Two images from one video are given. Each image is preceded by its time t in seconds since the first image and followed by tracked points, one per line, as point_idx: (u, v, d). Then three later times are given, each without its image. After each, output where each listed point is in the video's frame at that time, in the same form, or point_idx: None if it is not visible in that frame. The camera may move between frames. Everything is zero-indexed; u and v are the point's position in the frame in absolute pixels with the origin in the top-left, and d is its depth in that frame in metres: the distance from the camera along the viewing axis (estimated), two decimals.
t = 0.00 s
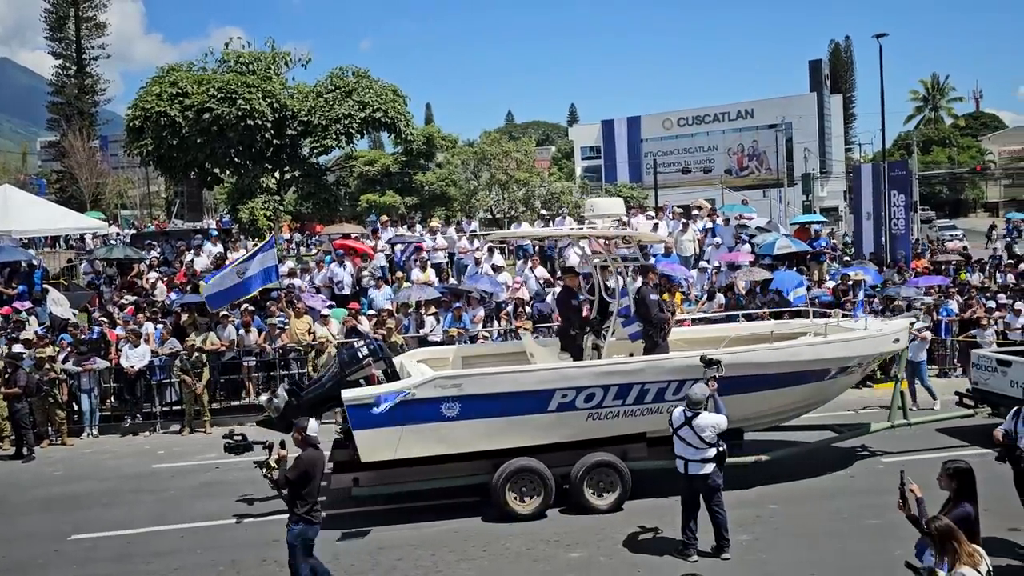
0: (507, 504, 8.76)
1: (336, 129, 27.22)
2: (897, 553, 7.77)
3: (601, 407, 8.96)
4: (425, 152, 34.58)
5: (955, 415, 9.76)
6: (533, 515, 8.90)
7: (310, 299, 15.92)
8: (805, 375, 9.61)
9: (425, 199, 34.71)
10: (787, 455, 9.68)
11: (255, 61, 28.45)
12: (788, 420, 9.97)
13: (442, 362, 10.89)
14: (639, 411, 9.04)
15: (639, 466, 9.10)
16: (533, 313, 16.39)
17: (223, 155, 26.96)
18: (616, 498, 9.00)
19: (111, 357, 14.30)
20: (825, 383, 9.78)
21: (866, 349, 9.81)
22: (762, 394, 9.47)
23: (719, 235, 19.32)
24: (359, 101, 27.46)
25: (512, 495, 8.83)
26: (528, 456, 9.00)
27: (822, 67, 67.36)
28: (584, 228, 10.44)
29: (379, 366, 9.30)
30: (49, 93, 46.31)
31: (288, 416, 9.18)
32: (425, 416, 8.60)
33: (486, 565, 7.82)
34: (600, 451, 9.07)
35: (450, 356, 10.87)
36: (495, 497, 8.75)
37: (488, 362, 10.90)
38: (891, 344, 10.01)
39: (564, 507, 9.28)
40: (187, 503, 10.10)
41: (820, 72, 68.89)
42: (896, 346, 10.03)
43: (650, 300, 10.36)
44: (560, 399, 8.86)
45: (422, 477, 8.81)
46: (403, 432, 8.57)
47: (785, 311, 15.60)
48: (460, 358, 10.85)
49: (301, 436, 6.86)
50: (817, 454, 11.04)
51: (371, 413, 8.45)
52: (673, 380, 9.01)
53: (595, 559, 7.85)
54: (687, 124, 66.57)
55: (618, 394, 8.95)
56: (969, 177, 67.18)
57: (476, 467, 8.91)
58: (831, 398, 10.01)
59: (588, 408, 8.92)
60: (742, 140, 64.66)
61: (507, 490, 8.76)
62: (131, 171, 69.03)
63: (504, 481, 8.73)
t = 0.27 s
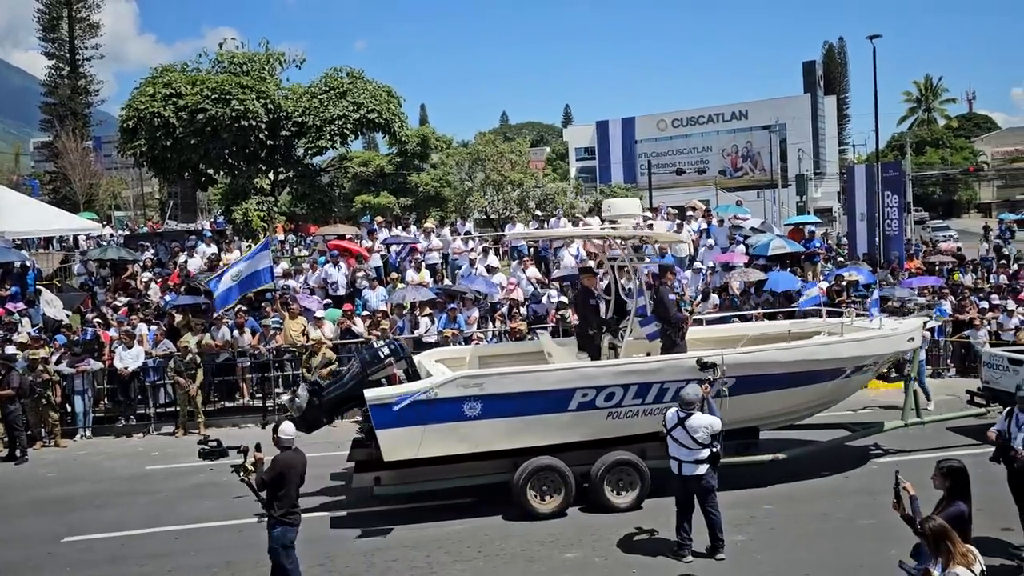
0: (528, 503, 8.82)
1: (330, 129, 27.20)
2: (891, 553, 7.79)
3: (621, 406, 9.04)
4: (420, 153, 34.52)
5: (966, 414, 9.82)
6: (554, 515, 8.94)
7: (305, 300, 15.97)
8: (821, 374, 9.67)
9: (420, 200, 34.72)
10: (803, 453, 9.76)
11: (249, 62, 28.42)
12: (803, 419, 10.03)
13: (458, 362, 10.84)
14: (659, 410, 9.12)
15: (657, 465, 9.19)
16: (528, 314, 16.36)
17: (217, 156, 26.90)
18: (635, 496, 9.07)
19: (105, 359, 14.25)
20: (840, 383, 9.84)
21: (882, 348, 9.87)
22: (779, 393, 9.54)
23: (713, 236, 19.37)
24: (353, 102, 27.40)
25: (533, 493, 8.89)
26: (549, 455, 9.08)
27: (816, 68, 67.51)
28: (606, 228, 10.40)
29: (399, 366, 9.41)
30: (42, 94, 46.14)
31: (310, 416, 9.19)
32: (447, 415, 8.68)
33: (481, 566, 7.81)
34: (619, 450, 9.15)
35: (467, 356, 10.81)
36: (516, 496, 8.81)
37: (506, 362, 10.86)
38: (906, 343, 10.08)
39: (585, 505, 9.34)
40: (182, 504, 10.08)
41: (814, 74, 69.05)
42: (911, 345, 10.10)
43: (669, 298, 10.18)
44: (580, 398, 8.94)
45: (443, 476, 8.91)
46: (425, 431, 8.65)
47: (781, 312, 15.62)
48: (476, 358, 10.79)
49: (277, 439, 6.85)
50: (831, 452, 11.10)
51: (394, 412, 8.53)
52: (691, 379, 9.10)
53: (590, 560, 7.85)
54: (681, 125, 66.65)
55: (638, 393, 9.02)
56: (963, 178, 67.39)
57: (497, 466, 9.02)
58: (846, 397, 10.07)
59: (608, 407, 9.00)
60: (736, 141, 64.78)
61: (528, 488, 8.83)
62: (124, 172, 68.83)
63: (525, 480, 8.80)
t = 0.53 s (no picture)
0: (551, 501, 8.87)
1: (326, 130, 27.19)
2: (887, 552, 7.80)
3: (642, 405, 9.11)
4: (417, 153, 34.48)
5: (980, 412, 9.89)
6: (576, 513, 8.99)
7: (302, 300, 15.96)
8: (840, 372, 9.78)
9: (416, 201, 34.73)
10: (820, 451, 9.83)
11: (245, 63, 28.41)
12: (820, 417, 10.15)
13: (477, 361, 10.87)
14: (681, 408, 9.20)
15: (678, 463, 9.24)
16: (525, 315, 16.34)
17: (213, 156, 26.85)
18: (657, 493, 9.13)
19: (101, 360, 14.23)
20: (857, 381, 9.96)
21: (900, 347, 10.01)
22: (798, 391, 9.65)
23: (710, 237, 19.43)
24: (350, 103, 27.45)
25: (555, 491, 8.94)
26: (571, 453, 9.12)
27: (812, 68, 67.54)
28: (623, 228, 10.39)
29: (422, 364, 9.55)
30: (37, 94, 46.01)
31: (334, 415, 9.32)
32: (471, 414, 8.69)
33: (478, 567, 7.81)
34: (640, 447, 9.21)
35: (485, 355, 10.86)
36: (539, 494, 8.85)
37: (524, 361, 10.87)
38: (923, 341, 10.24)
39: (606, 503, 9.38)
40: (178, 506, 10.06)
41: (810, 74, 69.18)
42: (927, 344, 10.25)
43: (689, 297, 10.25)
44: (603, 397, 8.98)
45: (466, 475, 8.93)
46: (450, 430, 8.66)
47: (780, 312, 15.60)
48: (495, 357, 10.83)
49: (258, 439, 6.88)
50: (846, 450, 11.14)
51: (419, 411, 8.55)
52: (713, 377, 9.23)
53: (587, 561, 7.84)
54: (678, 126, 66.67)
55: (660, 391, 9.10)
56: (958, 178, 67.52)
57: (520, 465, 9.06)
58: (863, 395, 10.20)
59: (630, 406, 9.07)
60: (732, 141, 64.85)
61: (551, 486, 8.86)
62: (119, 172, 68.66)
63: (548, 478, 8.83)
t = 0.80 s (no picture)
0: (574, 498, 8.92)
1: (324, 130, 27.16)
2: (885, 552, 7.80)
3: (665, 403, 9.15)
4: (415, 153, 34.43)
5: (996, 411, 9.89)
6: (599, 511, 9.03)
7: (301, 300, 15.89)
8: (860, 371, 9.82)
9: (414, 201, 34.73)
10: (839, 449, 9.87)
11: (242, 63, 28.38)
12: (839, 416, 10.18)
13: (496, 360, 10.87)
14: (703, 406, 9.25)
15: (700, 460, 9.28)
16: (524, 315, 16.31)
17: (210, 157, 26.83)
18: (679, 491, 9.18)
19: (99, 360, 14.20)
20: (876, 380, 10.00)
21: (918, 346, 10.06)
22: (819, 390, 9.68)
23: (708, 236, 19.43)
24: (347, 103, 27.44)
25: (578, 489, 8.97)
26: (594, 451, 9.16)
27: (809, 68, 67.62)
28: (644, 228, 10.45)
29: (447, 363, 9.40)
30: (34, 94, 45.93)
31: (360, 413, 9.36)
32: (496, 412, 8.75)
33: (477, 567, 7.80)
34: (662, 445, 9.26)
35: (505, 353, 10.85)
36: (562, 492, 8.89)
37: (544, 360, 10.89)
38: (940, 341, 10.29)
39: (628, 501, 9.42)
40: (176, 506, 10.05)
41: (807, 74, 69.25)
42: (945, 343, 10.30)
43: (710, 297, 10.30)
44: (626, 395, 9.02)
45: (490, 473, 8.97)
46: (475, 428, 8.71)
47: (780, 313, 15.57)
48: (515, 356, 10.85)
49: (238, 434, 7.10)
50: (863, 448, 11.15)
51: (444, 409, 8.60)
52: (735, 376, 9.27)
53: (587, 561, 7.84)
54: (675, 126, 66.70)
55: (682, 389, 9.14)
56: (955, 178, 67.64)
57: (542, 463, 9.09)
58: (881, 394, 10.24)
59: (653, 404, 9.10)
60: (730, 142, 64.88)
61: (574, 484, 8.90)
62: (116, 172, 68.57)
63: (571, 476, 8.87)
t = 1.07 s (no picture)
0: (598, 497, 8.92)
1: (322, 131, 27.15)
2: (883, 552, 7.80)
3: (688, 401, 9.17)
4: (413, 154, 34.42)
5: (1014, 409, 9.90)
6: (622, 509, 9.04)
7: (300, 303, 15.87)
8: (879, 370, 9.85)
9: (412, 201, 34.76)
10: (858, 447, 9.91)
11: (240, 64, 28.36)
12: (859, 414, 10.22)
13: (516, 358, 10.88)
14: (725, 405, 9.29)
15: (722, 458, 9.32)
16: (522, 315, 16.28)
17: (208, 157, 26.84)
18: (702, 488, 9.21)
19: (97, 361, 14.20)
20: (894, 379, 10.03)
21: (938, 345, 10.08)
22: (839, 389, 9.72)
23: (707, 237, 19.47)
24: (345, 103, 27.41)
25: (603, 487, 8.97)
26: (618, 449, 9.17)
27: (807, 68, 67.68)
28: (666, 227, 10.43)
29: (472, 362, 9.41)
30: (32, 95, 45.88)
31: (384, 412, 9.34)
32: (521, 410, 8.79)
33: (475, 568, 7.81)
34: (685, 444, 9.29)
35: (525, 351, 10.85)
36: (586, 490, 8.88)
37: (564, 359, 10.88)
38: (960, 339, 10.27)
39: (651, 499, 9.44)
40: (174, 507, 10.05)
41: (805, 74, 69.31)
42: (965, 341, 10.29)
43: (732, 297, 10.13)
44: (649, 394, 9.04)
45: (513, 471, 8.99)
46: (500, 427, 8.74)
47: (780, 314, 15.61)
48: (535, 355, 10.81)
49: (211, 434, 7.23)
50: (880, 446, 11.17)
51: (469, 407, 8.64)
52: (757, 374, 9.30)
53: (586, 561, 7.84)
54: (673, 126, 66.74)
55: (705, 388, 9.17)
56: (952, 178, 67.77)
57: (566, 461, 9.10)
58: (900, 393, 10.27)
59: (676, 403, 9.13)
60: (728, 142, 64.91)
61: (598, 482, 8.90)
62: (113, 172, 68.49)
63: (596, 474, 8.86)
